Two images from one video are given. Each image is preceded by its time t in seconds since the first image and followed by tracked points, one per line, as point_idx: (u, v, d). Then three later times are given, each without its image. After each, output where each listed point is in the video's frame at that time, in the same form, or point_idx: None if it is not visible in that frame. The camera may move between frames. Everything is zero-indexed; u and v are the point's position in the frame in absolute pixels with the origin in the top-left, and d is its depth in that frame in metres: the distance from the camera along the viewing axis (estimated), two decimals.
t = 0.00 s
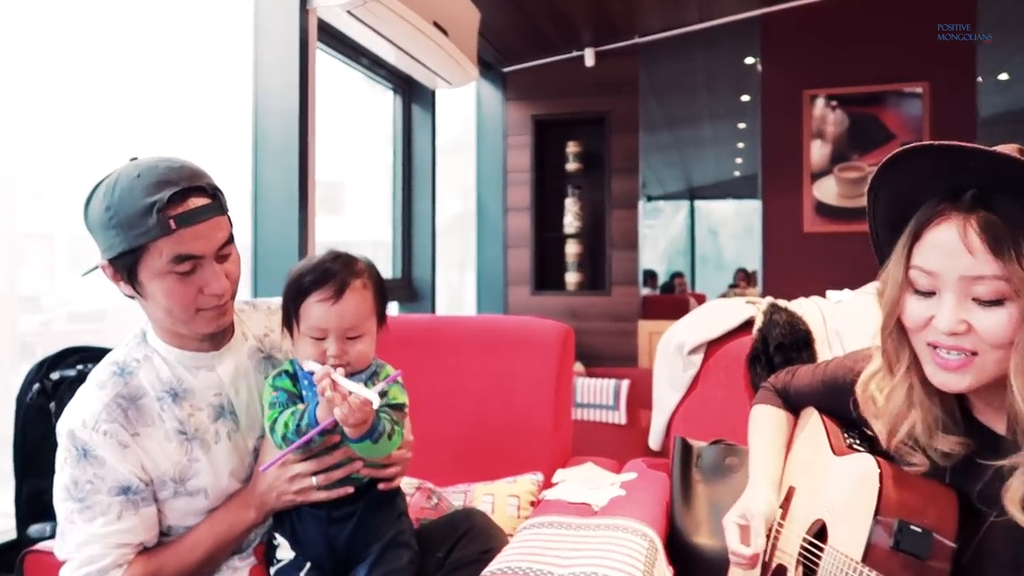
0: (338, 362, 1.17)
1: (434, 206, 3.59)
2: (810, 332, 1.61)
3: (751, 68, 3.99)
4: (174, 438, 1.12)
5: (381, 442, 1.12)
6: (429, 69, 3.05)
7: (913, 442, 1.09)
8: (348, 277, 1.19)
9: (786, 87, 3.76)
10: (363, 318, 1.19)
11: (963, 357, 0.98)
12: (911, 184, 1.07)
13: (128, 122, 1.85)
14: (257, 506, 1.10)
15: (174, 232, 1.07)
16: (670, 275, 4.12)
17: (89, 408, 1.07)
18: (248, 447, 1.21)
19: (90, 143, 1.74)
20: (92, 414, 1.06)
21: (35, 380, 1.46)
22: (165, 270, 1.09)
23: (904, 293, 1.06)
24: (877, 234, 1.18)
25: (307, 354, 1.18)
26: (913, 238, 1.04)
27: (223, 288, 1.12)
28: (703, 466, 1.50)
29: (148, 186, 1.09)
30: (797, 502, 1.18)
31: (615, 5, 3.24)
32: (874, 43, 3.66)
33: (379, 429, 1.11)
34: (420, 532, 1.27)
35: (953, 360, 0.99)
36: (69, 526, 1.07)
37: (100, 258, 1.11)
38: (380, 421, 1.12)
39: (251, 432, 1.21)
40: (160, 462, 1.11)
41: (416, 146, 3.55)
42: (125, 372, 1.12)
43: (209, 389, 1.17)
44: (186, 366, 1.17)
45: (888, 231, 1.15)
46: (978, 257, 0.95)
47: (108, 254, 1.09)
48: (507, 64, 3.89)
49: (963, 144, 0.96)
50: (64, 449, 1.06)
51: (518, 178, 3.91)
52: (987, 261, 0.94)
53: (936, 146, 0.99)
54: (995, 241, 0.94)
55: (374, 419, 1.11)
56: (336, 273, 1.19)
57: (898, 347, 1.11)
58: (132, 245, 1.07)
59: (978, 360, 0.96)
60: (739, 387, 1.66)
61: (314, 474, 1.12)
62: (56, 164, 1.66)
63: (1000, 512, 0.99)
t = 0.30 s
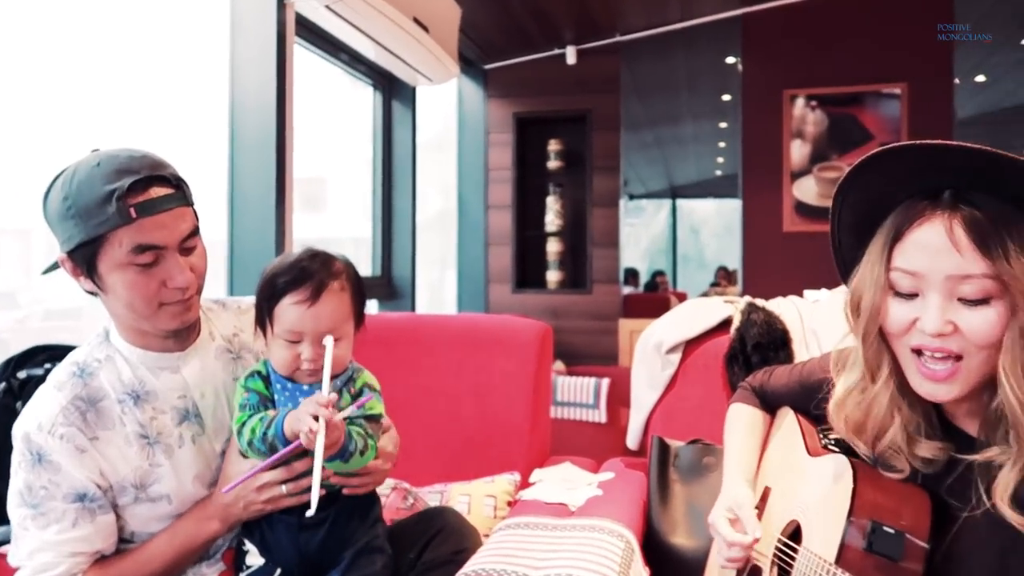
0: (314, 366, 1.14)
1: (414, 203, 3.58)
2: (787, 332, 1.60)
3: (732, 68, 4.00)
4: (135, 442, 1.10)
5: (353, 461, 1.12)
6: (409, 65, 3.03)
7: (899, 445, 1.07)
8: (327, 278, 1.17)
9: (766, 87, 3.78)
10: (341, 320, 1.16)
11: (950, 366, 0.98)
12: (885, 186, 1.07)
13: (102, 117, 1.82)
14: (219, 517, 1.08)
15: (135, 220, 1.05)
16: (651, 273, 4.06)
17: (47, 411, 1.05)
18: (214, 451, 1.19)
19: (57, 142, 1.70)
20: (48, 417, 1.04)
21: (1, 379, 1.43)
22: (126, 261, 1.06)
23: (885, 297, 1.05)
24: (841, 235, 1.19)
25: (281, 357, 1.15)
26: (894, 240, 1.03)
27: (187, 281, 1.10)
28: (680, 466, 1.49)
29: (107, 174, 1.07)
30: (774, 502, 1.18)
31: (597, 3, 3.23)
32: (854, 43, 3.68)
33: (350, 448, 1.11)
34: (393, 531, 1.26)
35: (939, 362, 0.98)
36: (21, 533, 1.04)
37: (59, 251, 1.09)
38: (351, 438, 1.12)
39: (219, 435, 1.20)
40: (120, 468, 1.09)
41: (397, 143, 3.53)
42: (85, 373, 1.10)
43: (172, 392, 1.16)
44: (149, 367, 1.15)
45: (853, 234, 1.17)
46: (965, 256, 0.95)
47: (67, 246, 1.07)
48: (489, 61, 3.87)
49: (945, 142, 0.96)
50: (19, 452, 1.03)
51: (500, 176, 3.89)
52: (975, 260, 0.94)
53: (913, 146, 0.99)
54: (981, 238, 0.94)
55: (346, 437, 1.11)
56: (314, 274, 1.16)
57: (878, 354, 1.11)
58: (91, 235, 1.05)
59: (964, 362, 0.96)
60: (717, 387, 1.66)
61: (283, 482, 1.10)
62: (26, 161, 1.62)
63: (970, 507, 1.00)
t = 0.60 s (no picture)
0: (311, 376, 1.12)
1: (396, 201, 3.55)
2: (768, 331, 1.61)
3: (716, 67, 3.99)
4: (109, 444, 1.08)
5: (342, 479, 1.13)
6: (390, 61, 3.00)
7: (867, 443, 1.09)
8: (334, 288, 1.15)
9: (749, 86, 3.79)
10: (342, 333, 1.14)
11: (926, 361, 0.97)
12: (868, 183, 1.06)
13: (76, 113, 1.78)
14: (184, 528, 1.05)
15: (111, 221, 1.02)
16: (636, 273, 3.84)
17: (19, 405, 1.02)
18: (190, 453, 1.15)
19: (30, 137, 1.66)
20: (20, 412, 1.02)
21: None
22: (103, 262, 1.03)
23: (864, 295, 1.05)
24: (822, 231, 1.18)
25: (278, 363, 1.13)
26: (874, 238, 1.03)
27: (166, 284, 1.06)
28: (661, 465, 1.48)
29: (85, 173, 1.04)
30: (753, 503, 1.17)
31: None
32: (837, 43, 3.69)
33: (339, 469, 1.12)
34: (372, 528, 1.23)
35: (916, 361, 0.98)
36: None
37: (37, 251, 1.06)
38: (341, 458, 1.12)
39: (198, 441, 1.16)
40: (90, 469, 1.06)
41: (379, 140, 3.50)
42: (62, 370, 1.08)
43: (151, 395, 1.12)
44: (132, 369, 1.12)
45: (835, 230, 1.16)
46: (945, 256, 0.94)
47: (43, 246, 1.04)
48: (473, 58, 3.84)
49: (928, 140, 0.95)
50: None
51: (483, 173, 3.87)
52: (955, 260, 0.94)
53: (900, 142, 0.98)
54: (962, 238, 0.94)
55: (335, 457, 1.11)
56: (319, 282, 1.14)
57: (854, 351, 1.12)
58: (67, 235, 1.02)
59: (941, 361, 0.96)
60: (697, 386, 1.66)
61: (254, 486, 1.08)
62: None
63: (948, 510, 0.99)
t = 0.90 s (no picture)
0: (295, 362, 1.14)
1: (376, 189, 3.52)
2: (747, 317, 1.60)
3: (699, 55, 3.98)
4: (83, 434, 1.04)
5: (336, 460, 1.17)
6: (368, 46, 2.97)
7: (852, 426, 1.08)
8: (326, 275, 1.15)
9: (732, 75, 3.77)
10: (330, 320, 1.15)
11: (905, 342, 0.97)
12: (852, 162, 1.05)
13: (45, 97, 1.73)
14: (149, 527, 1.03)
15: (80, 186, 1.00)
16: (621, 263, 3.83)
17: None
18: (167, 441, 1.11)
19: None
20: None
21: None
22: (69, 228, 1.00)
23: (847, 276, 1.04)
24: (804, 211, 1.17)
25: (262, 347, 1.13)
26: (859, 218, 1.02)
27: (128, 260, 1.01)
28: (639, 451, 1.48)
29: (68, 139, 1.03)
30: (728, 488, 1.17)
31: None
32: (820, 32, 3.69)
33: (336, 448, 1.16)
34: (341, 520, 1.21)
35: (897, 343, 0.98)
36: None
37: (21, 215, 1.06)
38: (339, 438, 1.16)
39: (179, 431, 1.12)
40: (62, 460, 1.03)
41: (358, 126, 3.46)
42: (37, 357, 1.04)
43: (129, 384, 1.08)
44: (111, 358, 1.08)
45: (819, 213, 1.14)
46: (931, 238, 0.94)
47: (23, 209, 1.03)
48: (454, 45, 3.80)
49: (914, 118, 0.94)
50: None
51: (465, 162, 3.84)
52: (941, 243, 0.94)
53: (886, 121, 0.96)
54: (948, 220, 0.94)
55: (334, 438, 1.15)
56: (311, 269, 1.14)
57: (836, 334, 1.10)
58: (40, 197, 1.01)
59: (922, 344, 0.96)
60: (677, 372, 1.65)
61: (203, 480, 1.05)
62: None
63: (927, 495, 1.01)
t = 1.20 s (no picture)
0: (271, 330, 1.12)
1: (355, 168, 3.47)
2: (726, 294, 1.59)
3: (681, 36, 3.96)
4: (35, 409, 1.02)
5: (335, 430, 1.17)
6: (346, 21, 2.92)
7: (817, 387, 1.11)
8: (302, 244, 1.14)
9: (714, 56, 3.75)
10: (305, 290, 1.14)
11: (879, 310, 0.98)
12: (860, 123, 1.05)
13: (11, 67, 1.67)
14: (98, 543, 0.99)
15: (28, 141, 0.98)
16: (602, 245, 3.80)
17: None
18: (128, 420, 1.08)
19: None
20: None
21: None
22: (17, 185, 0.97)
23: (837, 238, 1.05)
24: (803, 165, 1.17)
25: (238, 317, 1.12)
26: (854, 182, 1.02)
27: (79, 218, 0.98)
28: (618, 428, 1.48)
29: (21, 98, 1.01)
30: (704, 463, 1.18)
31: None
32: (803, 14, 3.67)
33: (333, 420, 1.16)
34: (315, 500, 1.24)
35: (870, 309, 0.98)
36: None
37: None
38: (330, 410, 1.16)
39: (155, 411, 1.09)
40: (15, 436, 1.01)
41: (336, 104, 3.41)
42: None
43: (83, 358, 1.05)
44: (64, 331, 1.05)
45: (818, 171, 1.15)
46: (921, 208, 0.94)
47: None
48: (435, 23, 3.74)
49: (921, 85, 0.94)
50: None
51: (445, 142, 3.79)
52: (931, 214, 0.93)
53: (896, 84, 0.96)
54: (941, 193, 0.94)
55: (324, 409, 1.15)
56: (285, 237, 1.12)
57: (815, 290, 1.11)
58: None
59: (892, 313, 0.97)
60: (655, 347, 1.67)
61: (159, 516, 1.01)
62: None
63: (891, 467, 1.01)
